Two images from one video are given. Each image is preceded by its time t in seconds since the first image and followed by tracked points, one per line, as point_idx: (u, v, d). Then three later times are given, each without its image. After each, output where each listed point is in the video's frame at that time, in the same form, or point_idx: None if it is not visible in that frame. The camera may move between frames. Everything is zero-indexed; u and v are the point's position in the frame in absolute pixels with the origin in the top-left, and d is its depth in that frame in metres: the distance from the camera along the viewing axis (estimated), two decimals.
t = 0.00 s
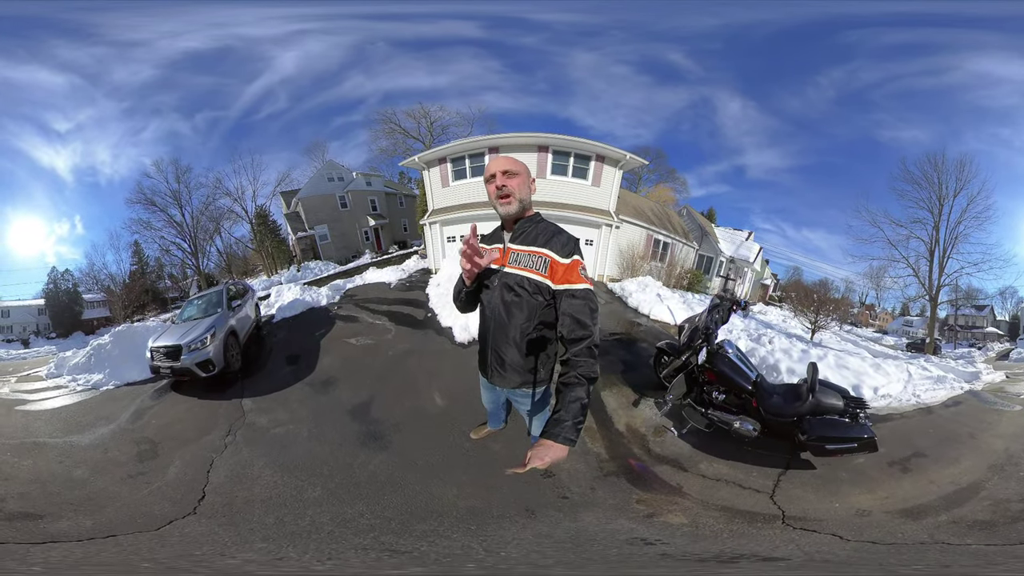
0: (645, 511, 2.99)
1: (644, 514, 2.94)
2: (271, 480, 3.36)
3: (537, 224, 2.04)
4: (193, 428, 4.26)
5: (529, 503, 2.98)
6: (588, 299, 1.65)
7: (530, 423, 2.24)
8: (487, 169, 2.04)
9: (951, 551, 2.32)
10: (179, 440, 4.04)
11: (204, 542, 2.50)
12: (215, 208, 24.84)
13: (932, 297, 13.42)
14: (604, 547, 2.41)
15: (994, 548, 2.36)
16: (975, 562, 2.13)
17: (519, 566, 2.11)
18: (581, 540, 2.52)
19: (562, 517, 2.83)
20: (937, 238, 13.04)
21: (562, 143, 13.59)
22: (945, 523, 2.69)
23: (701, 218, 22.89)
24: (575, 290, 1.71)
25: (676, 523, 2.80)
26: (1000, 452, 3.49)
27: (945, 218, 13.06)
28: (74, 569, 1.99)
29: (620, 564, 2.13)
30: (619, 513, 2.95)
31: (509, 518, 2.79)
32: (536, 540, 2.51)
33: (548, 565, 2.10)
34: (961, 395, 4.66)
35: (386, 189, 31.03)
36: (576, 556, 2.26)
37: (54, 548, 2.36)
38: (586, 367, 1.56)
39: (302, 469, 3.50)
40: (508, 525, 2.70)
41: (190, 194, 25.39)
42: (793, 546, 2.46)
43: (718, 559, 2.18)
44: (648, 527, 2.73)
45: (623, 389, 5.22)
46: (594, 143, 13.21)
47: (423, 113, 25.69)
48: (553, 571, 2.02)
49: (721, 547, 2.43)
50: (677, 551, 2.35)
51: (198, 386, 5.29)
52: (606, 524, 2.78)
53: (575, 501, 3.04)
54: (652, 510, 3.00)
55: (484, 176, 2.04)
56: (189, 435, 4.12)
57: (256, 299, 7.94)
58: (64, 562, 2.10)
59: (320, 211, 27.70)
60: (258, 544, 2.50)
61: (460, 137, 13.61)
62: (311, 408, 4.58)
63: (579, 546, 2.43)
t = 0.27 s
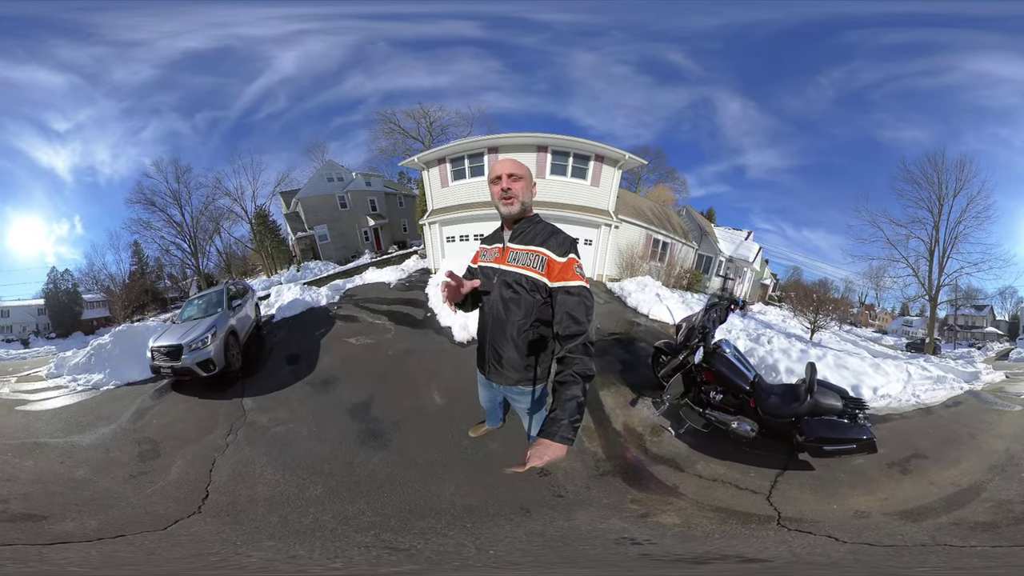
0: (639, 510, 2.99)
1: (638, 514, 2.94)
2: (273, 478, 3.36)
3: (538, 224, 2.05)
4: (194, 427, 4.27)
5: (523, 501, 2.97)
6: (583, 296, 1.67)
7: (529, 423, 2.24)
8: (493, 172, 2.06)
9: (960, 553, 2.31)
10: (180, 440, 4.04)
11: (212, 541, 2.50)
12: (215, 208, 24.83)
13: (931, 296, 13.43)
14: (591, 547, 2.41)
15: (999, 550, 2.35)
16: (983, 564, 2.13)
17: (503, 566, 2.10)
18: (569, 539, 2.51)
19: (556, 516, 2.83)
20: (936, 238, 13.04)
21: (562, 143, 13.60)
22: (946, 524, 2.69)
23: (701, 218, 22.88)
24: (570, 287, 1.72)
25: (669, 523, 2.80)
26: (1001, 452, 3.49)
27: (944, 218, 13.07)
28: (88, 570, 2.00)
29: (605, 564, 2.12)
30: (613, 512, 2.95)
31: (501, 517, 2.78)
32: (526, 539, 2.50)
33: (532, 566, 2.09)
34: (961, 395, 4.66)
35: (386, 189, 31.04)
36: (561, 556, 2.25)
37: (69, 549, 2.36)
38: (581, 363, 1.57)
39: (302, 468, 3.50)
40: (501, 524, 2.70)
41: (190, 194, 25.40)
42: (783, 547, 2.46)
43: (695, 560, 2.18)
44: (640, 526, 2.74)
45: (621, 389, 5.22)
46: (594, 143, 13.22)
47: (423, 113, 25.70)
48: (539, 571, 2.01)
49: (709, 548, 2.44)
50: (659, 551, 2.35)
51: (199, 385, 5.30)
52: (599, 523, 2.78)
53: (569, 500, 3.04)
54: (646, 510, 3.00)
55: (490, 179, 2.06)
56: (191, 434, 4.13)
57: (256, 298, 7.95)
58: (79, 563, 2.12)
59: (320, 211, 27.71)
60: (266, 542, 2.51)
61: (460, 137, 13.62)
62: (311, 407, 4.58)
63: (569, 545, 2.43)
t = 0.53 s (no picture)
0: (635, 511, 3.00)
1: (634, 514, 2.95)
2: (273, 478, 3.36)
3: (533, 224, 2.05)
4: (194, 427, 4.28)
5: (520, 501, 2.98)
6: (577, 294, 1.68)
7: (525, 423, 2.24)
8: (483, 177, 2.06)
9: (966, 554, 2.31)
10: (181, 440, 4.05)
11: (215, 541, 2.52)
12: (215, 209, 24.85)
13: (931, 296, 13.43)
14: (586, 547, 2.42)
15: (1001, 551, 2.35)
16: (987, 564, 2.13)
17: (494, 566, 2.10)
18: (561, 540, 2.51)
19: (552, 516, 2.84)
20: (935, 238, 13.04)
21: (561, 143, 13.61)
22: (947, 525, 2.69)
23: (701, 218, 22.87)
24: (564, 285, 1.73)
25: (665, 524, 2.80)
26: (1001, 453, 3.49)
27: (943, 219, 13.07)
28: (94, 569, 2.01)
29: (596, 565, 2.13)
30: (609, 513, 2.96)
31: (496, 517, 2.78)
32: (521, 539, 2.51)
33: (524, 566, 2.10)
34: (961, 396, 4.65)
35: (386, 188, 31.05)
36: (551, 556, 2.26)
37: (75, 550, 2.37)
38: (576, 363, 1.58)
39: (302, 467, 3.50)
40: (497, 524, 2.70)
41: (190, 194, 25.42)
42: (781, 548, 2.47)
43: (685, 561, 2.19)
44: (635, 527, 2.74)
45: (620, 389, 5.23)
46: (593, 142, 13.22)
47: (422, 113, 25.72)
48: (529, 572, 2.01)
49: (704, 549, 2.45)
50: (651, 552, 2.36)
51: (198, 386, 5.31)
52: (594, 524, 2.79)
53: (565, 500, 3.04)
54: (642, 510, 3.00)
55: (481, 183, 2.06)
56: (191, 434, 4.14)
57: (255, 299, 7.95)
58: (85, 562, 2.13)
59: (320, 211, 27.72)
60: (269, 541, 2.52)
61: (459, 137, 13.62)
62: (311, 407, 4.59)
63: (563, 545, 2.44)
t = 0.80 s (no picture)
0: (635, 510, 3.00)
1: (634, 513, 2.96)
2: (272, 478, 3.37)
3: (530, 220, 2.05)
4: (193, 428, 4.29)
5: (520, 500, 3.00)
6: (576, 290, 1.69)
7: (524, 422, 2.25)
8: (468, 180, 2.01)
9: (959, 554, 2.32)
10: (180, 440, 4.06)
11: (215, 541, 2.53)
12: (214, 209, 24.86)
13: (930, 296, 13.43)
14: (586, 547, 2.43)
15: (998, 550, 2.36)
16: (980, 564, 2.13)
17: (497, 566, 2.11)
18: (565, 538, 2.53)
19: (553, 515, 2.84)
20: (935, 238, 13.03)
21: (560, 143, 13.60)
22: (944, 524, 2.70)
23: (700, 218, 22.86)
24: (564, 281, 1.74)
25: (666, 523, 2.81)
26: (1000, 453, 3.49)
27: (942, 219, 13.07)
28: (91, 569, 2.02)
29: (597, 564, 2.13)
30: (608, 512, 2.97)
31: (499, 516, 2.79)
32: (522, 538, 2.52)
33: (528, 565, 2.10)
34: (960, 396, 4.65)
35: (385, 188, 31.06)
36: (556, 556, 2.27)
37: (71, 550, 2.38)
38: (576, 359, 1.58)
39: (302, 468, 3.51)
40: (499, 524, 2.71)
41: (188, 194, 25.42)
42: (779, 547, 2.47)
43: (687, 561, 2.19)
44: (635, 526, 2.75)
45: (619, 388, 5.23)
46: (592, 142, 13.22)
47: (421, 112, 25.71)
48: (530, 571, 2.02)
49: (703, 548, 2.45)
50: (653, 551, 2.37)
51: (197, 386, 5.33)
52: (595, 522, 2.79)
53: (565, 500, 3.04)
54: (641, 509, 3.01)
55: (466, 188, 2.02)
56: (190, 434, 4.15)
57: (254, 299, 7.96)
58: (82, 562, 2.14)
59: (319, 211, 27.73)
60: (270, 541, 2.53)
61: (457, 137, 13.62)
62: (310, 407, 4.60)
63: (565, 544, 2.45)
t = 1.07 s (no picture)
0: (635, 509, 3.01)
1: (635, 512, 2.96)
2: (271, 479, 3.38)
3: (531, 219, 2.04)
4: (192, 428, 4.29)
5: (522, 499, 3.01)
6: (576, 289, 1.69)
7: (524, 421, 2.25)
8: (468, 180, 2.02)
9: (949, 554, 2.32)
10: (179, 441, 4.07)
11: (214, 542, 2.53)
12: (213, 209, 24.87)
13: (929, 297, 13.43)
14: (590, 545, 2.44)
15: (994, 550, 2.36)
16: (971, 564, 2.14)
17: (500, 566, 2.11)
18: (570, 537, 2.55)
19: (555, 514, 2.85)
20: (934, 238, 13.02)
21: (559, 142, 13.60)
22: (941, 524, 2.71)
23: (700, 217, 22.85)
24: (564, 280, 1.74)
25: (666, 522, 2.81)
26: (998, 454, 3.49)
27: (940, 219, 13.06)
28: (88, 569, 2.03)
29: (601, 563, 2.14)
30: (609, 510, 2.98)
31: (504, 515, 2.80)
32: (526, 538, 2.52)
33: (533, 566, 2.10)
34: (958, 396, 4.66)
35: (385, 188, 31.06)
36: (564, 554, 2.29)
37: (66, 551, 2.39)
38: (577, 359, 1.58)
39: (302, 468, 3.52)
40: (504, 523, 2.72)
41: (187, 194, 25.42)
42: (775, 546, 2.48)
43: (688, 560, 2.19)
44: (636, 525, 2.75)
45: (618, 387, 5.24)
46: (591, 142, 13.21)
47: (420, 112, 25.71)
48: (532, 571, 2.02)
49: (701, 547, 2.46)
50: (655, 549, 2.37)
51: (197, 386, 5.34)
52: (596, 521, 2.80)
53: (567, 499, 3.05)
54: (641, 509, 3.01)
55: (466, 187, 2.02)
56: (189, 435, 4.16)
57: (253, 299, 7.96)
58: (78, 562, 2.16)
59: (318, 210, 27.72)
60: (271, 542, 2.54)
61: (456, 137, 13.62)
62: (310, 407, 4.61)
63: (568, 543, 2.46)
